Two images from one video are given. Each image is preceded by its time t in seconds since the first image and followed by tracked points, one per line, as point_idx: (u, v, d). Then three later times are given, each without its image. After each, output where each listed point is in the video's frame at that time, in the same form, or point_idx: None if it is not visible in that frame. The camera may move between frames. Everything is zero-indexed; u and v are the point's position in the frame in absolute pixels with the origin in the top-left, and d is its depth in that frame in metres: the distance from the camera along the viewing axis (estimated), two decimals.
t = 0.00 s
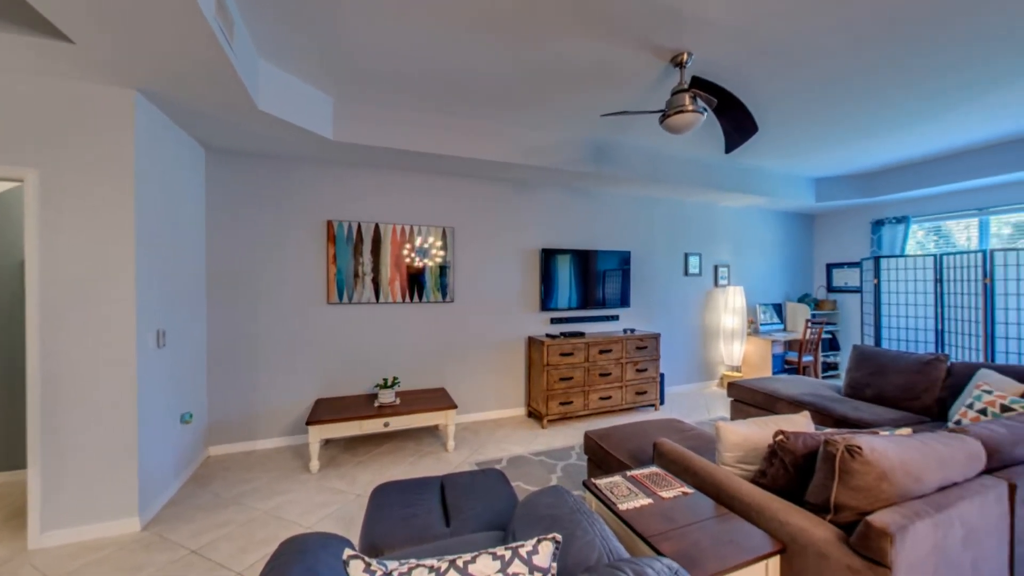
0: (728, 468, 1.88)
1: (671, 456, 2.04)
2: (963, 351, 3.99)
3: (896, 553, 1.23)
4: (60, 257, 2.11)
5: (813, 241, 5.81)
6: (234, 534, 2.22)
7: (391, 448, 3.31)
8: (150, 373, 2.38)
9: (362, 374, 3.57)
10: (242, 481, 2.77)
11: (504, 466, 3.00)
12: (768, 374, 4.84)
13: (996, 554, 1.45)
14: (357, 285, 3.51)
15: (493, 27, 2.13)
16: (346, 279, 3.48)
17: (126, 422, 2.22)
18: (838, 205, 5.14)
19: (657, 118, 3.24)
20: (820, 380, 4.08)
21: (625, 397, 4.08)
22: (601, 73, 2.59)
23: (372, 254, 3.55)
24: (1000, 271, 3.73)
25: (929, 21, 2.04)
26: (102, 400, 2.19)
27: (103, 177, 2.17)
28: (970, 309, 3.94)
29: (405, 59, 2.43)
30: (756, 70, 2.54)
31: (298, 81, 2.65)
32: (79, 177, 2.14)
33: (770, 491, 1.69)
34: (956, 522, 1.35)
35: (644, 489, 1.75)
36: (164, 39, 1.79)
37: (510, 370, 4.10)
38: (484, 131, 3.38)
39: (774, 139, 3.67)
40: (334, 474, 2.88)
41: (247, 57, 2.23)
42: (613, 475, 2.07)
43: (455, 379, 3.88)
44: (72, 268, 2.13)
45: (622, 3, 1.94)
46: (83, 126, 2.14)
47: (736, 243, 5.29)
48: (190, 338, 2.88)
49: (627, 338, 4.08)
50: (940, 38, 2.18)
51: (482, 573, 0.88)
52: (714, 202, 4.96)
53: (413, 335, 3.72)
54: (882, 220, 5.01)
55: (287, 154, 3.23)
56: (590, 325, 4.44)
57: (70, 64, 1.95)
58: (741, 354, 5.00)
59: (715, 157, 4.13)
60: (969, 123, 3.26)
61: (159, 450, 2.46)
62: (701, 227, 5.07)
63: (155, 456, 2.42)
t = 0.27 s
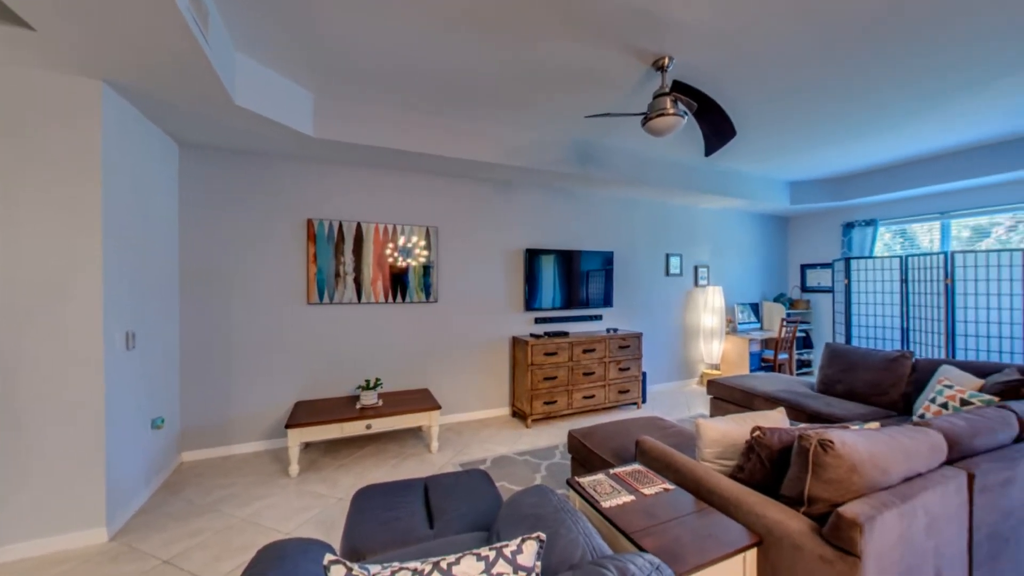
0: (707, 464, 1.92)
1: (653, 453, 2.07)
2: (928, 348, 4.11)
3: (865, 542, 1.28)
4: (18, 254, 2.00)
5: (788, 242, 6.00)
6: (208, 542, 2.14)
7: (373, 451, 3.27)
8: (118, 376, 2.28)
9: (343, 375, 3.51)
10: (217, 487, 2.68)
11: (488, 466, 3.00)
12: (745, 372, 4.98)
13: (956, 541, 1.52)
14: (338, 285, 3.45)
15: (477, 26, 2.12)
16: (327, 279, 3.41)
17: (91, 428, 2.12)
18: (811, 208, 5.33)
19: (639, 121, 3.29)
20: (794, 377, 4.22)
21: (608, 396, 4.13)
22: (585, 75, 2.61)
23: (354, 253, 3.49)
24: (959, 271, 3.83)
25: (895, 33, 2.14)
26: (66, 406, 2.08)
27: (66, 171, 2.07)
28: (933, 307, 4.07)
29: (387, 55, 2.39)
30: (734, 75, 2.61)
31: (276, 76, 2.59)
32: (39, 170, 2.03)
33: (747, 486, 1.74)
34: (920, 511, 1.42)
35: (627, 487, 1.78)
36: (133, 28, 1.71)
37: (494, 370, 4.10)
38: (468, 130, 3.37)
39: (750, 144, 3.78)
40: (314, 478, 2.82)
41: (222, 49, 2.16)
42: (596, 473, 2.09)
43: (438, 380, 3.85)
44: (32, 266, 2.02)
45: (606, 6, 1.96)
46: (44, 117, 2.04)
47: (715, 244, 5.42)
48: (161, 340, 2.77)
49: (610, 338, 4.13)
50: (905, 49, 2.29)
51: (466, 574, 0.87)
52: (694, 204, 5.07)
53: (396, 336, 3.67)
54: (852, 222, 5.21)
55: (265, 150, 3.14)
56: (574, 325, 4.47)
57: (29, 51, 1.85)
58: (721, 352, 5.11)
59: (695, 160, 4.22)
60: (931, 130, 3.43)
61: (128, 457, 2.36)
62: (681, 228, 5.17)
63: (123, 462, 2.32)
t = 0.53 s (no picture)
0: (688, 461, 1.97)
1: (635, 450, 2.10)
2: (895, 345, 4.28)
3: (837, 533, 1.33)
4: None
5: (764, 244, 6.18)
6: (182, 551, 2.07)
7: (356, 453, 3.21)
8: (84, 380, 2.17)
9: (324, 377, 3.44)
10: (191, 494, 2.59)
11: (473, 467, 2.99)
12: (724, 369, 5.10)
13: (921, 530, 1.60)
14: (318, 285, 3.38)
15: (461, 24, 2.11)
16: (307, 279, 3.34)
17: (54, 435, 2.02)
18: (786, 211, 5.50)
19: (622, 123, 3.33)
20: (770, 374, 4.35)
21: (591, 395, 4.17)
22: (569, 76, 2.63)
23: (335, 253, 3.42)
24: (924, 270, 4.00)
25: (871, 40, 2.21)
26: (27, 411, 1.98)
27: (24, 164, 1.96)
28: (900, 306, 4.24)
29: (370, 51, 2.36)
30: (714, 80, 2.67)
31: (254, 70, 2.52)
32: None
33: (726, 481, 1.78)
34: (888, 502, 1.48)
35: (610, 484, 1.80)
36: (100, 15, 1.64)
37: (479, 371, 4.08)
38: (452, 130, 3.35)
39: (729, 147, 3.87)
40: (294, 483, 2.76)
41: (197, 41, 2.08)
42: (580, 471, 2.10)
43: (422, 380, 3.81)
44: None
45: (590, 9, 1.98)
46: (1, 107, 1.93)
47: (695, 245, 5.54)
48: (131, 342, 2.66)
49: (593, 337, 4.17)
50: (875, 58, 2.39)
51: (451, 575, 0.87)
52: (675, 206, 5.17)
53: (379, 336, 3.62)
54: (825, 225, 5.40)
55: (242, 146, 3.05)
56: (558, 325, 4.50)
57: None
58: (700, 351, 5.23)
59: (676, 162, 4.30)
60: (898, 137, 3.59)
61: (95, 465, 2.26)
62: (663, 229, 5.26)
63: (89, 470, 2.22)
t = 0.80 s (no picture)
0: (669, 458, 2.00)
1: (618, 448, 2.13)
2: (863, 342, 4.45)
3: (810, 524, 1.38)
4: None
5: (741, 245, 6.35)
6: (152, 562, 1.99)
7: (337, 456, 3.15)
8: (45, 384, 2.06)
9: (304, 379, 3.36)
10: (162, 502, 2.50)
11: (457, 467, 2.97)
12: (704, 368, 5.23)
13: (888, 519, 1.67)
14: (298, 285, 3.30)
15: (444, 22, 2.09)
16: (286, 278, 3.26)
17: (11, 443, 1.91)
18: (762, 213, 5.67)
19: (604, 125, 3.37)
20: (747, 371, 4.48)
21: (575, 394, 4.20)
22: (553, 77, 2.64)
23: (316, 252, 3.35)
24: (889, 271, 4.16)
25: (837, 50, 2.31)
26: None
27: None
28: (867, 305, 4.40)
29: (350, 47, 2.32)
30: (694, 84, 2.73)
31: (230, 63, 2.44)
32: None
33: (706, 477, 1.83)
34: (857, 493, 1.54)
35: (593, 482, 1.82)
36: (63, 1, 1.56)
37: (462, 371, 4.07)
38: (435, 128, 3.32)
39: (708, 150, 3.96)
40: (272, 488, 2.68)
41: (168, 31, 2.01)
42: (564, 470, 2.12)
43: (405, 381, 3.77)
44: None
45: (573, 11, 2.00)
46: None
47: (676, 246, 5.65)
48: (97, 344, 2.55)
49: (576, 337, 4.21)
50: (845, 67, 2.49)
51: None
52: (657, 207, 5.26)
53: (360, 337, 3.57)
54: (799, 227, 5.60)
55: (217, 142, 2.96)
56: (542, 325, 4.51)
57: None
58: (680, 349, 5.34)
59: (657, 164, 4.38)
60: (866, 143, 3.75)
61: (57, 474, 2.15)
62: (645, 230, 5.35)
63: (51, 480, 2.11)
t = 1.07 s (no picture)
0: (651, 455, 2.04)
1: (601, 447, 2.15)
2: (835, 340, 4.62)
3: (785, 517, 1.42)
4: None
5: (720, 246, 6.51)
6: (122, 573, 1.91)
7: (318, 460, 3.09)
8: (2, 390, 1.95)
9: (284, 381, 3.29)
10: (133, 511, 2.40)
11: (441, 468, 2.96)
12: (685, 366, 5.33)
13: (858, 510, 1.74)
14: (277, 285, 3.22)
15: (428, 20, 2.07)
16: (264, 278, 3.17)
17: None
18: (740, 215, 5.83)
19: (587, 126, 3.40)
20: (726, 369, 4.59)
21: (559, 393, 4.22)
22: (537, 78, 2.65)
23: (296, 251, 3.28)
24: (859, 272, 4.32)
25: (810, 59, 2.40)
26: None
27: None
28: (839, 304, 4.57)
29: (331, 43, 2.27)
30: (675, 88, 2.79)
31: (206, 56, 2.37)
32: None
33: (686, 473, 1.86)
34: (830, 486, 1.60)
35: (577, 481, 1.83)
36: None
37: (446, 372, 4.04)
38: (419, 127, 3.29)
39: (689, 153, 4.05)
40: (250, 494, 2.61)
41: (138, 21, 1.93)
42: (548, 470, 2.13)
43: (388, 383, 3.73)
44: None
45: (557, 13, 2.01)
46: None
47: (658, 246, 5.75)
48: (60, 347, 2.43)
49: (561, 336, 4.23)
50: (818, 74, 2.58)
51: None
52: (640, 208, 5.35)
53: (342, 338, 3.51)
54: (775, 228, 5.77)
55: (192, 137, 2.86)
56: (526, 325, 4.53)
57: None
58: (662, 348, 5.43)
59: (640, 166, 4.45)
60: (837, 148, 3.90)
61: (17, 483, 2.04)
62: (628, 231, 5.42)
63: (11, 490, 2.00)
